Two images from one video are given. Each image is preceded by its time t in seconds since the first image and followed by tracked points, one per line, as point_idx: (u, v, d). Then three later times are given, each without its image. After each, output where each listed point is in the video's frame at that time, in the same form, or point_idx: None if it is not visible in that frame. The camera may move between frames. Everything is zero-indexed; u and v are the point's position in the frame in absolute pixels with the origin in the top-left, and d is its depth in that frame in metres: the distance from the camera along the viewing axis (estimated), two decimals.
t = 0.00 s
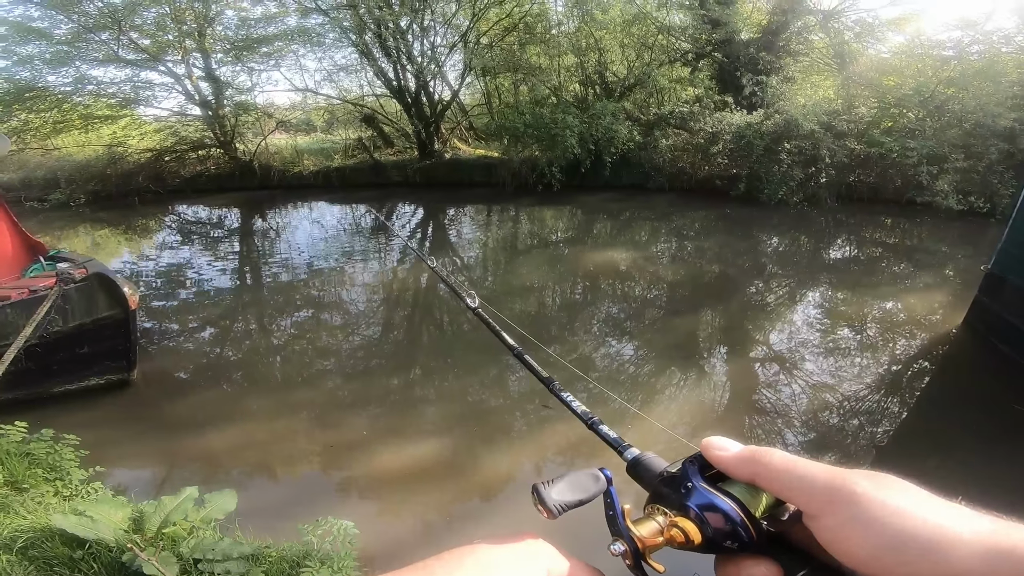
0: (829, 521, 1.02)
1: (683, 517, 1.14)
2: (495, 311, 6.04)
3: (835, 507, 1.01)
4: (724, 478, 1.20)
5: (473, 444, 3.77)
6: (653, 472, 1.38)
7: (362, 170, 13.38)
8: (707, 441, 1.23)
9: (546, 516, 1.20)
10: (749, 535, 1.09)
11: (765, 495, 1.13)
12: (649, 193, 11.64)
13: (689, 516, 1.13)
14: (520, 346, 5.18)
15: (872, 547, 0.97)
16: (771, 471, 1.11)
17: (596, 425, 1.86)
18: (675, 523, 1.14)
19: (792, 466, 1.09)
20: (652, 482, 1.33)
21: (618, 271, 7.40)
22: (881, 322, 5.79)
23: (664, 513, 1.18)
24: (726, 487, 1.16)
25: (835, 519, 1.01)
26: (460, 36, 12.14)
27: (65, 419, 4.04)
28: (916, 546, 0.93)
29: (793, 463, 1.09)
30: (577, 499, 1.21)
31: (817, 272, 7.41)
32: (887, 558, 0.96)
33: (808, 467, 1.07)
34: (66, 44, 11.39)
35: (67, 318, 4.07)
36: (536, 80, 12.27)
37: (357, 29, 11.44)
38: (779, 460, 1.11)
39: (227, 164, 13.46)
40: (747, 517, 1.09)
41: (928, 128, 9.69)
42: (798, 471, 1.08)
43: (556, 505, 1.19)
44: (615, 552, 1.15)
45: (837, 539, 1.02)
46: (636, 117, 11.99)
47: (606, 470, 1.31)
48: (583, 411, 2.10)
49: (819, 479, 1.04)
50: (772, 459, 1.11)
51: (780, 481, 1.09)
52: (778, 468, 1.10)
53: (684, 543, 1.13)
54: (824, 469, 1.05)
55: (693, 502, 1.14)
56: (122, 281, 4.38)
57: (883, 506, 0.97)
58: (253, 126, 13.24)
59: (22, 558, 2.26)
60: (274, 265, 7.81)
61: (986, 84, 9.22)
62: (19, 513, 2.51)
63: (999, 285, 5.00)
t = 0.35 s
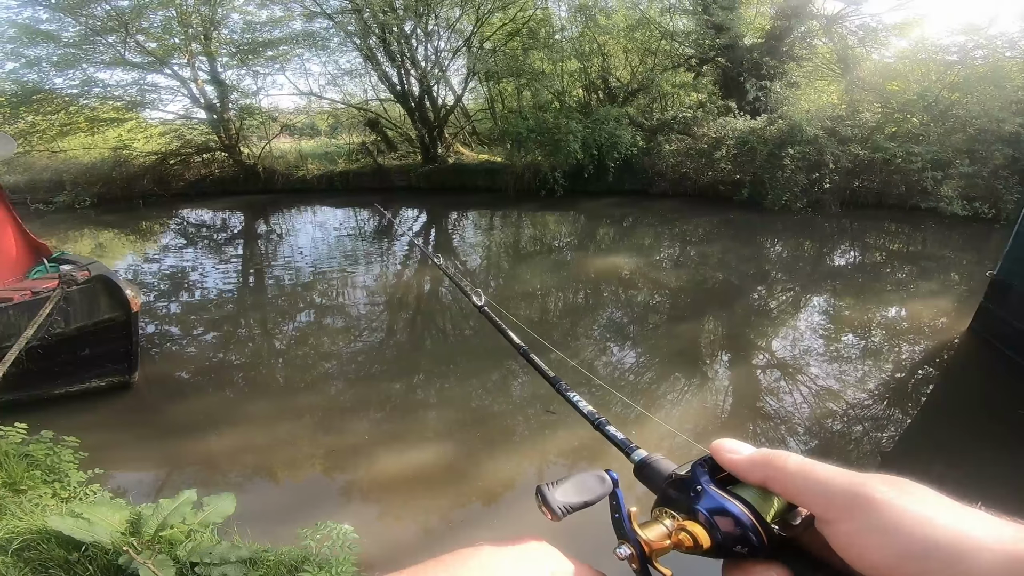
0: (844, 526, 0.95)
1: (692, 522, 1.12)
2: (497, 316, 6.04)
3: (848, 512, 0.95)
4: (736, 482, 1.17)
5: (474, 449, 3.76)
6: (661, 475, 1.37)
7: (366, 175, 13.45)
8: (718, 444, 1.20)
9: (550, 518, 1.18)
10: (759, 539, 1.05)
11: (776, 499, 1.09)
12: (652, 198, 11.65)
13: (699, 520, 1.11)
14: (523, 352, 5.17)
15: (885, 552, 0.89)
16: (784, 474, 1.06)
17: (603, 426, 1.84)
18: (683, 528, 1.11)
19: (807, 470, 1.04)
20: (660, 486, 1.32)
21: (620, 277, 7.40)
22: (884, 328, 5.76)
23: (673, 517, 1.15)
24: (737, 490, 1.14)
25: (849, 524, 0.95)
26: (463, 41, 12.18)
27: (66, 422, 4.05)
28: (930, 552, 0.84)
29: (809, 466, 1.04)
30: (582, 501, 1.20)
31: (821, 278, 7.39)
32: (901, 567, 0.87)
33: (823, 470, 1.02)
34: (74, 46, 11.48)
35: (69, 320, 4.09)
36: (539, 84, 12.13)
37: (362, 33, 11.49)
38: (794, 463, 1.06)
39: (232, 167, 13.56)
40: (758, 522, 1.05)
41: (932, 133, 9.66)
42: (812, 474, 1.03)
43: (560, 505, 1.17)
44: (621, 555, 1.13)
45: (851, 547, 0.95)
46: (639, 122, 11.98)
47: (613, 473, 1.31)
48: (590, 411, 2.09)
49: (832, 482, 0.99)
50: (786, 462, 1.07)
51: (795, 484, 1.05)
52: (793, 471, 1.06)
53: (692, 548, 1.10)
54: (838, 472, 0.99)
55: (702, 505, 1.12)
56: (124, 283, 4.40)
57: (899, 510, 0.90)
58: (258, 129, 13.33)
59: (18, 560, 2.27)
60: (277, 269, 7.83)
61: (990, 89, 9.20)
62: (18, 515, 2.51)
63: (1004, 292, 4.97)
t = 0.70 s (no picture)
0: (832, 530, 0.88)
1: (683, 527, 1.03)
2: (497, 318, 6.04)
3: (835, 518, 0.87)
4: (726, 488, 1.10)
5: (474, 450, 3.76)
6: (655, 482, 1.33)
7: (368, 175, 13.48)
8: (708, 449, 1.13)
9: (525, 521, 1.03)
10: (748, 543, 0.98)
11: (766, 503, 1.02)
12: (654, 199, 11.64)
13: (690, 525, 1.03)
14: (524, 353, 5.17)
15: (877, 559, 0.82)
16: (771, 479, 0.98)
17: (601, 436, 1.83)
18: (673, 531, 1.02)
19: (794, 475, 0.96)
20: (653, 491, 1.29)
21: (621, 278, 7.40)
22: (886, 331, 5.75)
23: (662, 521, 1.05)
24: (727, 495, 1.07)
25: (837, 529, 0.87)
26: (466, 42, 12.16)
27: (66, 420, 4.05)
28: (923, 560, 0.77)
29: (795, 471, 0.96)
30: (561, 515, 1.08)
31: (823, 280, 7.37)
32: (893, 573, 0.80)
33: (811, 476, 0.94)
34: (78, 46, 11.50)
35: (70, 318, 4.10)
36: (541, 85, 12.09)
37: (364, 33, 11.52)
38: (780, 467, 0.98)
39: (235, 167, 13.62)
40: (748, 526, 0.98)
41: (935, 135, 9.62)
42: (799, 479, 0.95)
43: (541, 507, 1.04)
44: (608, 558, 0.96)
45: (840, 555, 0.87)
46: (641, 122, 11.97)
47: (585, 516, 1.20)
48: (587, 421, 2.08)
49: (819, 487, 0.91)
50: (773, 467, 0.99)
51: (779, 489, 0.97)
52: (780, 477, 0.98)
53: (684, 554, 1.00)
54: (827, 477, 0.91)
55: (694, 511, 1.05)
56: (126, 282, 4.41)
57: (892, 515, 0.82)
58: (261, 129, 13.37)
59: (15, 557, 2.28)
60: (279, 269, 7.84)
61: (994, 91, 9.15)
62: (15, 511, 2.52)
63: (1007, 294, 4.94)
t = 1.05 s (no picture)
0: (835, 536, 0.90)
1: (682, 529, 1.03)
2: (500, 316, 6.05)
3: (844, 521, 0.89)
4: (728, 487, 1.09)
5: (476, 448, 3.76)
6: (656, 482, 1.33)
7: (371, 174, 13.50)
8: (711, 448, 1.12)
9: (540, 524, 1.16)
10: (752, 546, 0.97)
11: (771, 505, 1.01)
12: (657, 198, 11.61)
13: (689, 527, 1.03)
14: (526, 351, 5.18)
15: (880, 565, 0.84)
16: (778, 479, 0.98)
17: (594, 429, 1.84)
18: (673, 534, 1.04)
19: (804, 476, 0.96)
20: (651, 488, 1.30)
21: (625, 277, 7.39)
22: (891, 330, 5.73)
23: (660, 521, 1.07)
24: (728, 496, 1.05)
25: (844, 533, 0.89)
26: (469, 40, 12.19)
27: (72, 417, 4.07)
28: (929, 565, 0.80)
29: (805, 471, 0.97)
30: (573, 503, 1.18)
31: (827, 279, 7.35)
32: None
33: (820, 478, 0.95)
34: (82, 44, 11.54)
35: (75, 315, 4.11)
36: (543, 84, 12.31)
37: (367, 32, 11.54)
38: (790, 468, 0.99)
39: (239, 166, 13.67)
40: (751, 529, 0.98)
41: (941, 134, 9.58)
42: (808, 480, 0.95)
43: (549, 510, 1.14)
44: (611, 562, 1.06)
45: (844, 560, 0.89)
46: (645, 120, 11.92)
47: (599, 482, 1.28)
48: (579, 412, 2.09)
49: (828, 488, 0.92)
50: (781, 467, 0.99)
51: (788, 491, 0.97)
52: (788, 477, 0.98)
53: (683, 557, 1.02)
54: (837, 480, 0.93)
55: (693, 511, 1.04)
56: (130, 279, 4.41)
57: (900, 519, 0.84)
58: (264, 128, 13.41)
59: (21, 554, 2.29)
60: (283, 267, 7.86)
61: (1000, 90, 9.12)
62: (21, 509, 2.53)
63: (1012, 294, 4.92)
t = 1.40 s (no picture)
0: (832, 547, 0.89)
1: (693, 541, 0.98)
2: (510, 321, 6.07)
3: (840, 533, 0.88)
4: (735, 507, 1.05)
5: (486, 452, 3.78)
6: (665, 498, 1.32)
7: (382, 177, 13.62)
8: (716, 468, 1.07)
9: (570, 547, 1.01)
10: (757, 557, 0.95)
11: (774, 518, 0.98)
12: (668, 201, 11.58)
13: (699, 540, 0.98)
14: (536, 356, 5.19)
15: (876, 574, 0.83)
16: (780, 498, 0.96)
17: (610, 456, 1.82)
18: (685, 546, 0.97)
19: (802, 493, 0.95)
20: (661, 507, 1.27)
21: (636, 281, 7.38)
22: (906, 335, 5.67)
23: (673, 535, 1.01)
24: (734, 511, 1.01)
25: (844, 543, 0.87)
26: (480, 43, 12.13)
27: (89, 417, 4.15)
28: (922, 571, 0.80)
29: (801, 488, 0.96)
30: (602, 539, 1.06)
31: (841, 284, 7.29)
32: None
33: (818, 492, 0.93)
34: (100, 48, 11.73)
35: (95, 317, 4.19)
36: (554, 87, 12.40)
37: (379, 36, 11.66)
38: (788, 485, 0.97)
39: (252, 169, 13.86)
40: (756, 542, 0.96)
41: (957, 137, 9.46)
42: (805, 497, 0.94)
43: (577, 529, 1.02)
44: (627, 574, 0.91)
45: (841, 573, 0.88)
46: (656, 124, 11.88)
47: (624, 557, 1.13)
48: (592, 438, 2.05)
49: (823, 503, 0.92)
50: (780, 485, 0.97)
51: (786, 506, 0.95)
52: (788, 494, 0.95)
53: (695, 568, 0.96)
54: (833, 494, 0.92)
55: (701, 526, 0.99)
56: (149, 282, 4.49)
57: (897, 532, 0.84)
58: (278, 131, 13.58)
59: (41, 553, 2.34)
60: (295, 270, 7.94)
61: (1019, 93, 8.97)
62: (42, 508, 2.58)
63: None
